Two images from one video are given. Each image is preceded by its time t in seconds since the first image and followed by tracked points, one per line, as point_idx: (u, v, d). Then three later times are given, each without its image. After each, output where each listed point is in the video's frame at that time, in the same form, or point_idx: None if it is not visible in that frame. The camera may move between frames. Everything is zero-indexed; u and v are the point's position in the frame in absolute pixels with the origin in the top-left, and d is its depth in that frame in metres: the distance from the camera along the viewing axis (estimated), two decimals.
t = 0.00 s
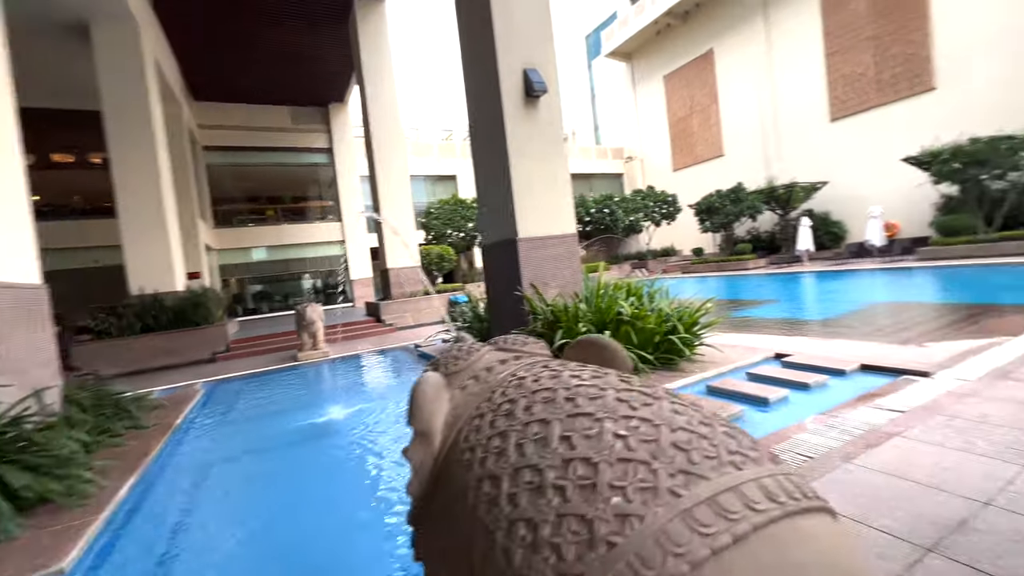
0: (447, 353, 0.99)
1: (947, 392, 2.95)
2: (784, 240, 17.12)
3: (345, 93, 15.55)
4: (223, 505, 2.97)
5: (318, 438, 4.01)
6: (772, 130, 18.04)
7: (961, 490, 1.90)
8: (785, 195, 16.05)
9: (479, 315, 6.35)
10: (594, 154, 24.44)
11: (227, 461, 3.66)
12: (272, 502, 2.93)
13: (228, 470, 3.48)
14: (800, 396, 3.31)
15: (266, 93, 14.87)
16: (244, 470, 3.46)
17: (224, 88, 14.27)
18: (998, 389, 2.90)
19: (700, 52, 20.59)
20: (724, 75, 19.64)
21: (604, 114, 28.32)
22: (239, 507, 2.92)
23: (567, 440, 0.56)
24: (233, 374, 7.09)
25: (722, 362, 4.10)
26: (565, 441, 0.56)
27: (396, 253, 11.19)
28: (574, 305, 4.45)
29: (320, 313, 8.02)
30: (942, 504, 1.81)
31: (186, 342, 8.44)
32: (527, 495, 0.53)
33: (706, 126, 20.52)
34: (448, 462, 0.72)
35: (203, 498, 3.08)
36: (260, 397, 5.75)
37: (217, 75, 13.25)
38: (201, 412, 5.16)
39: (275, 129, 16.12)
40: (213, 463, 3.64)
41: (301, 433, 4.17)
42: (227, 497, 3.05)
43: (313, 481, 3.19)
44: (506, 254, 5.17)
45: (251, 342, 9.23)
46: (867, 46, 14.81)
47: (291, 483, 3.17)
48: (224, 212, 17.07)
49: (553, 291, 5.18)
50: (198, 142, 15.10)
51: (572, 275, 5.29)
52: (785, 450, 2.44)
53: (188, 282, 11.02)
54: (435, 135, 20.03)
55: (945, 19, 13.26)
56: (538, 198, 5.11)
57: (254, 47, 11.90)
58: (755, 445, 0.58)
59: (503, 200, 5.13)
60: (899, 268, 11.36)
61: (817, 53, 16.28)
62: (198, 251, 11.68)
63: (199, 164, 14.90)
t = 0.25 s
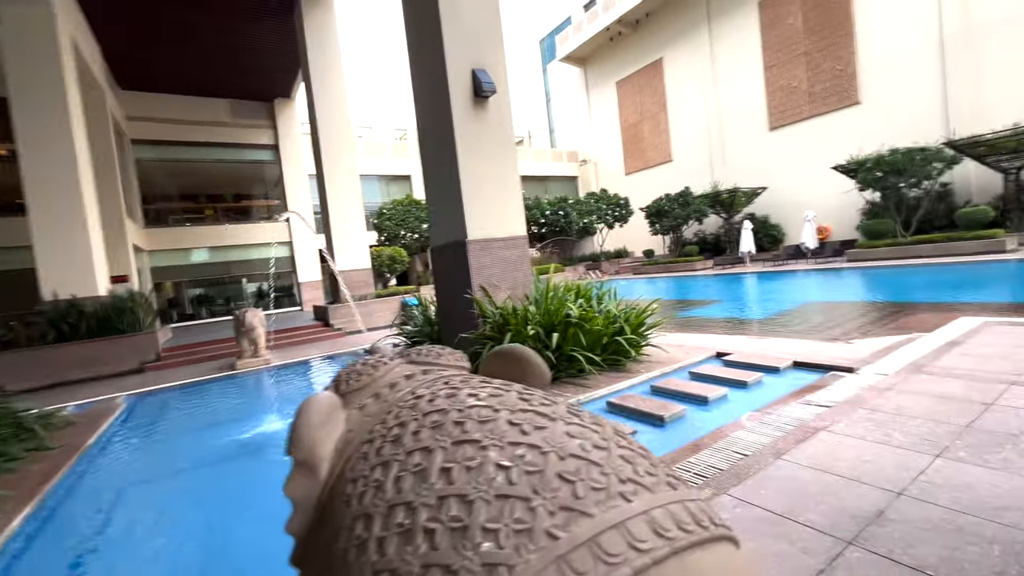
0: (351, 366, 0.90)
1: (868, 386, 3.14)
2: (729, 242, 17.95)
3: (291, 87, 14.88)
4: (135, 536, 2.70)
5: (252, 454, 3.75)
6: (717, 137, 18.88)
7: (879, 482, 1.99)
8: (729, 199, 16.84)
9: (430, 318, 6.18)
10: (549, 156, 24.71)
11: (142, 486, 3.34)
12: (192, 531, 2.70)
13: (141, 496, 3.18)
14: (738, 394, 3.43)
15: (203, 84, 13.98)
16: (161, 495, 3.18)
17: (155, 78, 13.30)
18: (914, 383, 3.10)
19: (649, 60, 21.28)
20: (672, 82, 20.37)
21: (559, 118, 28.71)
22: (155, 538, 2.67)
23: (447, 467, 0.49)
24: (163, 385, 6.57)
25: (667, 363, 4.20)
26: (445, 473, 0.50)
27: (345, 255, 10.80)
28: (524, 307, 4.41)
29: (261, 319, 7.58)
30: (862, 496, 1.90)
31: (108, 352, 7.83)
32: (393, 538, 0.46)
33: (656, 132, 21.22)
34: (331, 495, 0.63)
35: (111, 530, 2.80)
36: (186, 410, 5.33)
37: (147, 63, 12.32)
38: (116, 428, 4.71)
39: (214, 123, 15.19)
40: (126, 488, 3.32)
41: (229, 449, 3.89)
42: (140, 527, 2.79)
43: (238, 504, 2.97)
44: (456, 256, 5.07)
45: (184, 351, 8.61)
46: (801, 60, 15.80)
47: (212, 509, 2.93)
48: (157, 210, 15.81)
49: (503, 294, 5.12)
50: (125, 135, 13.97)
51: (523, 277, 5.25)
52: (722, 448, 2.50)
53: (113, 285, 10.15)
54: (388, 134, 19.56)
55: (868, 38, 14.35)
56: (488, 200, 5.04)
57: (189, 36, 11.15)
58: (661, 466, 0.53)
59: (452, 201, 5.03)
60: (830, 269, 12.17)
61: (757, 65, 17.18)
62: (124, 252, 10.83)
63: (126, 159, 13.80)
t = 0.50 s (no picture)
0: (256, 366, 0.84)
1: (816, 379, 3.24)
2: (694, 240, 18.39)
3: (251, 78, 14.33)
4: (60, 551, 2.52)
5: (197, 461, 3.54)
6: (683, 137, 19.30)
7: (821, 471, 2.05)
8: (694, 198, 17.23)
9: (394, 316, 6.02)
10: (520, 154, 24.71)
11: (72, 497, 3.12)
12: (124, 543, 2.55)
13: (71, 508, 2.97)
14: (694, 388, 3.49)
15: (155, 72, 13.30)
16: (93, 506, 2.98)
17: (102, 65, 12.55)
18: (858, 375, 3.22)
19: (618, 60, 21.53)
20: (640, 82, 20.67)
21: (530, 115, 28.72)
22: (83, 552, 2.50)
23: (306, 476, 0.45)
24: (107, 389, 6.20)
25: (627, 358, 4.24)
26: (305, 486, 0.45)
27: (308, 251, 10.48)
28: (486, 304, 4.37)
29: (215, 318, 7.25)
30: (804, 486, 1.95)
31: (48, 354, 7.32)
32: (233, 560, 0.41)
33: (625, 130, 21.49)
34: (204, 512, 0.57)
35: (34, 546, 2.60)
36: (128, 416, 5.03)
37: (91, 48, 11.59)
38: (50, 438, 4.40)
39: (168, 113, 14.47)
40: (55, 500, 3.09)
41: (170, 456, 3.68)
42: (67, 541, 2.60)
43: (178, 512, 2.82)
44: (418, 253, 4.98)
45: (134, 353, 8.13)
46: (762, 64, 16.31)
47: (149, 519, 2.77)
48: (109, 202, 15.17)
49: (467, 291, 5.06)
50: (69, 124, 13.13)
51: (487, 274, 5.20)
52: (675, 442, 2.53)
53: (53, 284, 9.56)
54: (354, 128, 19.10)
55: (823, 44, 14.93)
56: (450, 195, 4.97)
57: (138, 20, 10.56)
58: (554, 469, 0.50)
59: (414, 197, 4.93)
60: (788, 266, 12.63)
61: (721, 67, 17.62)
62: (66, 248, 10.21)
63: (70, 149, 12.98)
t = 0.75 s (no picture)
0: (155, 370, 0.79)
1: (788, 380, 3.25)
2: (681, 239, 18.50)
3: (235, 68, 14.05)
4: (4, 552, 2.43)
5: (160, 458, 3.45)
6: (671, 136, 19.37)
7: (783, 474, 2.04)
8: (681, 197, 17.29)
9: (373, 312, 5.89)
10: (509, 150, 24.61)
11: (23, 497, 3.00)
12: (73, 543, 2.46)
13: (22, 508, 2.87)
14: (667, 387, 3.49)
15: (134, 59, 12.96)
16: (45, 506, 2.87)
17: (79, 50, 12.19)
18: (829, 376, 3.23)
19: (608, 58, 21.51)
20: (630, 80, 20.69)
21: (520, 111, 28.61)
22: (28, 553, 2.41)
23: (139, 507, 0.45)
24: (74, 384, 6.00)
25: (604, 357, 4.22)
26: (132, 514, 0.44)
27: (289, 245, 10.32)
28: (463, 301, 4.32)
29: (191, 312, 7.07)
30: (767, 489, 1.94)
31: (16, 347, 7.04)
32: None
33: (615, 128, 21.48)
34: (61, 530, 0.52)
35: None
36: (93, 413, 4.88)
37: (66, 33, 11.24)
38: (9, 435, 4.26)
39: (148, 101, 14.12)
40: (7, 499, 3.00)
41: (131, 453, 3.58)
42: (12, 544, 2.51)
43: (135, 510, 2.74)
44: (396, 248, 4.90)
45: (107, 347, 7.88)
46: (750, 65, 16.42)
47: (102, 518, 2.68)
48: (84, 191, 14.43)
49: (445, 288, 4.98)
50: (42, 111, 12.71)
51: (466, 270, 5.13)
52: (642, 443, 2.51)
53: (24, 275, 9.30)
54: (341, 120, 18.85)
55: (810, 46, 15.05)
56: (428, 191, 4.89)
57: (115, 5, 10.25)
58: (416, 491, 0.49)
59: (392, 192, 4.85)
60: (772, 266, 12.75)
61: (710, 68, 17.67)
62: (39, 239, 9.93)
63: (43, 136, 12.57)
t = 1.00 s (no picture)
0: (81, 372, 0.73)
1: (774, 386, 3.21)
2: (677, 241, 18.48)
3: (232, 60, 13.95)
4: None
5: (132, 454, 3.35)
6: (670, 138, 19.35)
7: (763, 484, 2.00)
8: (679, 199, 17.26)
9: (363, 309, 5.84)
10: (508, 149, 24.54)
11: None
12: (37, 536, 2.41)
13: None
14: (653, 392, 3.45)
15: (130, 49, 12.84)
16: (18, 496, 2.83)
17: (74, 39, 12.08)
18: (816, 384, 3.19)
19: (608, 58, 21.47)
20: (630, 81, 20.65)
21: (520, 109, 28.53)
22: None
23: None
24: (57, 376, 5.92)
25: (593, 360, 4.17)
26: None
27: (283, 239, 10.25)
28: (451, 300, 4.27)
29: (180, 306, 6.99)
30: (746, 500, 1.89)
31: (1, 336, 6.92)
32: None
33: (614, 129, 21.41)
34: None
35: None
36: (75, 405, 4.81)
37: (61, 21, 11.11)
38: None
39: (144, 92, 14.01)
40: None
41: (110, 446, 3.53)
42: None
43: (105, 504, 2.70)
44: (385, 244, 4.84)
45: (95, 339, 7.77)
46: (750, 68, 16.40)
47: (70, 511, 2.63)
48: (78, 181, 14.19)
49: (434, 286, 4.93)
50: (36, 99, 12.57)
51: (456, 269, 5.07)
52: (623, 449, 2.47)
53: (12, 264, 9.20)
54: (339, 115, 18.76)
55: (810, 51, 15.03)
56: (419, 188, 4.84)
57: None
58: (302, 527, 0.49)
59: (383, 188, 4.80)
60: (767, 270, 12.74)
61: (710, 70, 17.64)
62: (29, 228, 9.83)
63: (36, 124, 12.44)
